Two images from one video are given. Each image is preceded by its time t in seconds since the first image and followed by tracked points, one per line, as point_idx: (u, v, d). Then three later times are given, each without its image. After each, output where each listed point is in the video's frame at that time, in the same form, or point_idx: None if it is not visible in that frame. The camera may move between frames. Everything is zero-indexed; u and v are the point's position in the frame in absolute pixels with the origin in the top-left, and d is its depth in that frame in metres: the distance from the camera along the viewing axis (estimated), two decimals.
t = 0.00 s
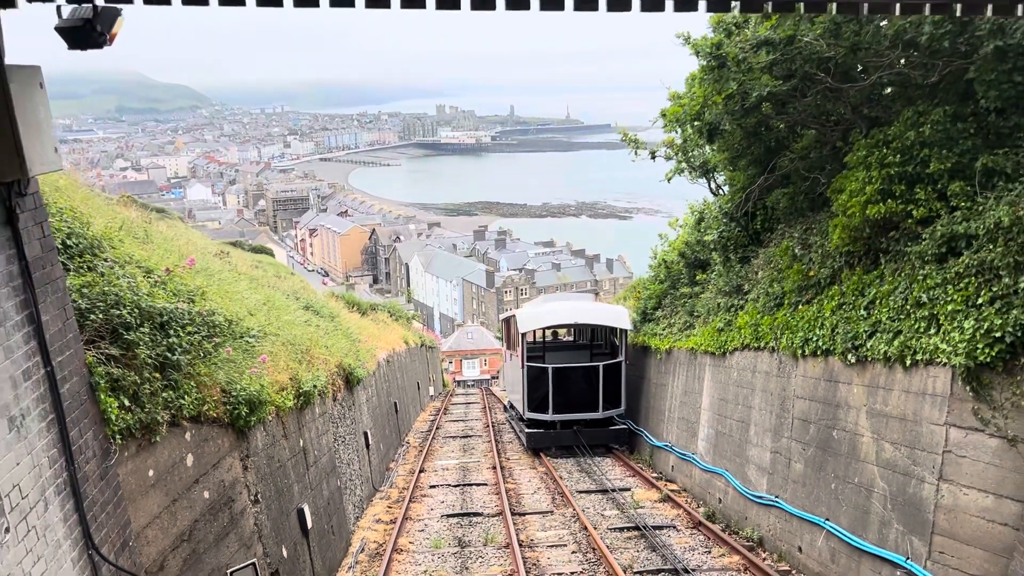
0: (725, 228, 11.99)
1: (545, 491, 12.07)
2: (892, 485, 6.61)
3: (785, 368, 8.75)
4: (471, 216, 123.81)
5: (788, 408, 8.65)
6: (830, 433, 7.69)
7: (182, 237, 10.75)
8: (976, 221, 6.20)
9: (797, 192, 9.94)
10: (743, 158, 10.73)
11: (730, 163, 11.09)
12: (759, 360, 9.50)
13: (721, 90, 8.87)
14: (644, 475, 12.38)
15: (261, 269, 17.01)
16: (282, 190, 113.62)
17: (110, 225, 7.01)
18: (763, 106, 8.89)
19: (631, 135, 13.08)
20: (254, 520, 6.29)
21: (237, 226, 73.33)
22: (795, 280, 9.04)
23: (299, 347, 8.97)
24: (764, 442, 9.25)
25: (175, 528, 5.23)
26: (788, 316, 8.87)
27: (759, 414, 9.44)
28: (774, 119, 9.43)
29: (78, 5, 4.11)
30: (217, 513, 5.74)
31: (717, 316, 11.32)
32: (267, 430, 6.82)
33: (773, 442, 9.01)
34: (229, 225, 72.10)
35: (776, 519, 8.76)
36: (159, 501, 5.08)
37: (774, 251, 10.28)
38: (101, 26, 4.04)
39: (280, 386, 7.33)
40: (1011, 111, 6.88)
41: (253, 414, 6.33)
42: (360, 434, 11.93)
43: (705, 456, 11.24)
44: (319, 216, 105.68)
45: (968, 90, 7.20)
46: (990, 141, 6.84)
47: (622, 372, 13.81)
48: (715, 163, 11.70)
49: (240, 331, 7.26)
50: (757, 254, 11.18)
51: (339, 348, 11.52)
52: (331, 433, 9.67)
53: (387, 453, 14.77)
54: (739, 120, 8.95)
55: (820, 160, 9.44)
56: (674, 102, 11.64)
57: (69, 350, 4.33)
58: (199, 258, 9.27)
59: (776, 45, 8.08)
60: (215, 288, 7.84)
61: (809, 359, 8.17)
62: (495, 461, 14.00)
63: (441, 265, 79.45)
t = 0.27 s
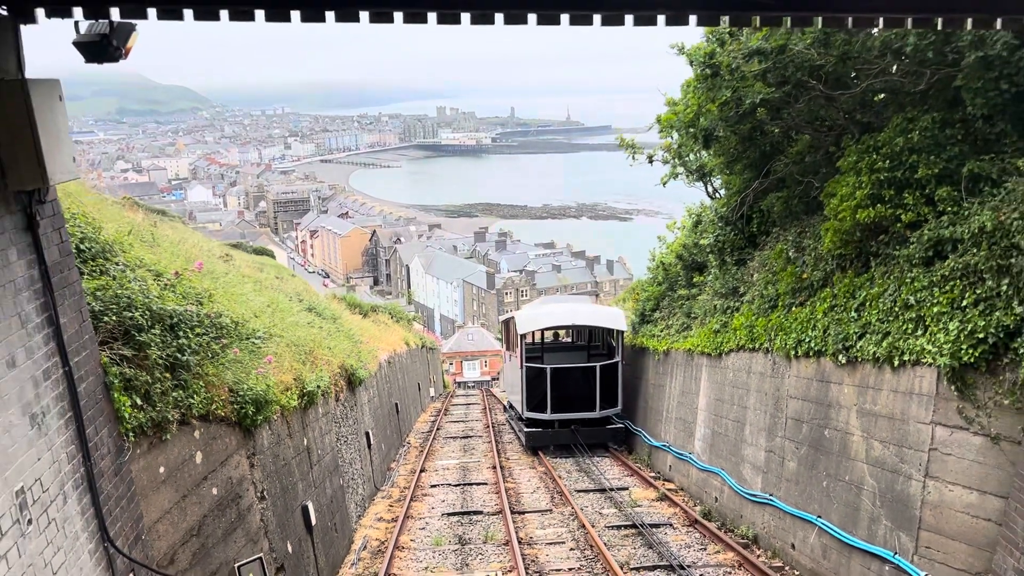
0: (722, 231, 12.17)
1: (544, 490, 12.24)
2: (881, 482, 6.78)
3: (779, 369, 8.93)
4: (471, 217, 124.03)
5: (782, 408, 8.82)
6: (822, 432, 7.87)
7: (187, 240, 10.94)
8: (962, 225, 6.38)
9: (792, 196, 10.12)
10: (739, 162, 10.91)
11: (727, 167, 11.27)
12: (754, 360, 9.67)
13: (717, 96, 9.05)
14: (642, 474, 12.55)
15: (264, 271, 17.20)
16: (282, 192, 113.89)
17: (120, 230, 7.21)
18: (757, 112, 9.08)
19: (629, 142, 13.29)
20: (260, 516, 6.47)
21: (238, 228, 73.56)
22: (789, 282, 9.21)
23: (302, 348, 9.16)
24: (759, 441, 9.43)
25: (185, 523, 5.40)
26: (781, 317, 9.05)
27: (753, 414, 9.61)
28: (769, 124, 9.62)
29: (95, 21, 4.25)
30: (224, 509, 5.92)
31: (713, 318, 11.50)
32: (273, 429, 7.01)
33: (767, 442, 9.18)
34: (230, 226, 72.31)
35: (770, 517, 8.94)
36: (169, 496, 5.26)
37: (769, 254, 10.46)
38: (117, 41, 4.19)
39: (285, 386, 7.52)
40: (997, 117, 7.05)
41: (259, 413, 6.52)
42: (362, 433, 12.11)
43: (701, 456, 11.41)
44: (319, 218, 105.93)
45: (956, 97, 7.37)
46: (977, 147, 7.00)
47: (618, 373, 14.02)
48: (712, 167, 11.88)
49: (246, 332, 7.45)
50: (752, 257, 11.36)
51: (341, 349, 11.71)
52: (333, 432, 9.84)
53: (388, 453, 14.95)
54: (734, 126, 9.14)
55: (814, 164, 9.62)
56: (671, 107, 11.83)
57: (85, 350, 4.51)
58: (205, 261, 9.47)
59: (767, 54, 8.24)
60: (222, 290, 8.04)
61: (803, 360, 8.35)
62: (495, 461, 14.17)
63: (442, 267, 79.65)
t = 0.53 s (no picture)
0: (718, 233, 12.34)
1: (543, 487, 12.41)
2: (871, 478, 6.95)
3: (773, 368, 9.10)
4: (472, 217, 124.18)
5: (776, 406, 8.98)
6: (815, 430, 8.03)
7: (192, 241, 11.13)
8: (949, 228, 6.54)
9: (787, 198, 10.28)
10: (735, 165, 11.07)
11: (723, 169, 11.44)
12: (749, 359, 9.84)
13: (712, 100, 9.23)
14: (639, 472, 12.71)
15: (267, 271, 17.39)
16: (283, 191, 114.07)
17: (128, 231, 7.40)
18: (752, 116, 9.25)
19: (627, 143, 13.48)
20: (265, 510, 6.65)
21: (239, 227, 73.73)
22: (783, 283, 9.37)
23: (306, 347, 9.34)
24: (753, 439, 9.59)
25: (193, 516, 5.57)
26: (775, 317, 9.22)
27: (748, 412, 9.77)
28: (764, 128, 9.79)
29: (108, 31, 4.40)
30: (231, 503, 6.09)
31: (709, 318, 11.67)
32: (277, 426, 7.17)
33: (762, 439, 9.34)
34: (231, 225, 72.52)
35: (764, 513, 9.11)
36: (178, 490, 5.42)
37: (764, 255, 10.62)
38: (129, 51, 4.33)
39: (289, 384, 7.70)
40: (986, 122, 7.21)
41: (264, 410, 6.69)
42: (363, 431, 12.28)
43: (698, 453, 11.58)
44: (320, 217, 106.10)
45: (946, 102, 7.53)
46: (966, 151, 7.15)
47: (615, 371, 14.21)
48: (708, 169, 12.05)
49: (252, 331, 7.64)
50: (748, 258, 11.53)
51: (343, 348, 11.89)
52: (336, 430, 10.01)
53: (389, 450, 15.11)
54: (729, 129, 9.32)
55: (808, 167, 9.79)
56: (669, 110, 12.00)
57: (98, 349, 4.67)
58: (210, 262, 9.66)
59: (760, 60, 8.59)
60: (228, 291, 8.23)
61: (796, 359, 8.51)
62: (495, 459, 14.34)
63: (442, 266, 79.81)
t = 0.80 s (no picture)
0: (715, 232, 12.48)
1: (541, 482, 12.59)
2: (861, 472, 7.12)
3: (767, 364, 9.26)
4: (472, 214, 124.29)
5: (770, 402, 9.14)
6: (807, 425, 8.20)
7: (196, 238, 11.29)
8: (938, 227, 6.69)
9: (782, 197, 10.42)
10: (731, 164, 11.22)
11: (720, 168, 11.58)
12: (744, 356, 9.99)
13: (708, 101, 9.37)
14: (636, 467, 12.88)
15: (269, 268, 17.56)
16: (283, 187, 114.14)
17: (136, 229, 7.57)
18: (747, 117, 9.39)
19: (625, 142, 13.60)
20: (269, 501, 6.84)
21: (239, 223, 73.90)
22: (778, 281, 9.52)
23: (308, 343, 9.49)
24: (748, 434, 9.75)
25: (200, 506, 5.73)
26: (770, 314, 9.37)
27: (743, 408, 9.94)
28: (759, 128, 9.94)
29: (120, 38, 4.57)
30: (236, 494, 6.26)
31: (706, 315, 11.84)
32: (280, 421, 7.34)
33: (756, 435, 9.51)
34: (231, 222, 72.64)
35: (758, 507, 9.27)
36: (186, 481, 5.59)
37: (759, 253, 10.77)
38: (141, 56, 4.52)
39: (293, 379, 7.87)
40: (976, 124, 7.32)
41: (268, 404, 6.85)
42: (364, 426, 12.45)
43: (694, 449, 11.74)
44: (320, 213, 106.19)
45: (937, 104, 7.66)
46: (956, 153, 7.27)
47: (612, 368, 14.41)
48: (706, 168, 12.20)
49: (256, 327, 7.80)
50: (744, 256, 11.68)
51: (345, 344, 12.06)
52: (337, 424, 10.18)
53: (389, 445, 15.29)
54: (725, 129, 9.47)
55: (803, 166, 9.91)
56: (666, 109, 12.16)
57: (110, 343, 4.83)
58: (216, 259, 9.82)
59: (754, 63, 8.72)
60: (232, 287, 8.39)
61: (789, 357, 8.68)
62: (494, 454, 14.50)
63: (443, 263, 79.97)
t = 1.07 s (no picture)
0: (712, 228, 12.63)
1: (539, 474, 12.78)
2: (850, 464, 7.30)
3: (761, 358, 9.43)
4: (472, 208, 124.32)
5: (764, 395, 9.32)
6: (799, 418, 8.38)
7: (199, 232, 11.44)
8: (926, 225, 6.84)
9: (778, 194, 10.57)
10: (727, 161, 11.36)
11: (716, 165, 11.72)
12: (739, 350, 10.16)
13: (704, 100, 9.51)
14: (633, 460, 13.08)
15: (270, 262, 17.71)
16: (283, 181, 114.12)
17: (143, 224, 7.73)
18: (743, 116, 9.53)
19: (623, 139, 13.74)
20: (273, 490, 7.02)
21: (239, 216, 73.98)
22: (772, 276, 9.68)
23: (310, 336, 9.65)
24: (742, 427, 9.94)
25: (206, 494, 5.91)
26: (764, 310, 9.54)
27: (738, 401, 10.12)
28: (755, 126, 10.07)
29: (131, 40, 4.68)
30: (242, 482, 6.44)
31: (702, 310, 12.00)
32: (283, 412, 7.51)
33: (750, 427, 9.69)
34: (231, 215, 72.72)
35: (751, 498, 9.47)
36: (193, 469, 5.76)
37: (755, 249, 10.93)
38: (152, 57, 4.63)
39: (296, 371, 8.04)
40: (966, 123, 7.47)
41: (271, 395, 7.02)
42: (364, 418, 12.64)
43: (690, 441, 11.93)
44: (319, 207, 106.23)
45: (928, 104, 7.80)
46: (946, 151, 7.42)
47: (608, 362, 14.61)
48: (703, 165, 12.34)
49: (260, 320, 7.96)
50: (740, 252, 11.84)
51: (346, 338, 12.23)
52: (339, 416, 10.37)
53: (389, 437, 15.49)
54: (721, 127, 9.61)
55: (799, 164, 10.05)
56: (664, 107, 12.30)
57: (121, 335, 4.99)
58: (220, 253, 9.98)
59: (749, 63, 8.85)
60: (236, 281, 8.55)
61: (782, 351, 8.84)
62: (492, 446, 14.70)
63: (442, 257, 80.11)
